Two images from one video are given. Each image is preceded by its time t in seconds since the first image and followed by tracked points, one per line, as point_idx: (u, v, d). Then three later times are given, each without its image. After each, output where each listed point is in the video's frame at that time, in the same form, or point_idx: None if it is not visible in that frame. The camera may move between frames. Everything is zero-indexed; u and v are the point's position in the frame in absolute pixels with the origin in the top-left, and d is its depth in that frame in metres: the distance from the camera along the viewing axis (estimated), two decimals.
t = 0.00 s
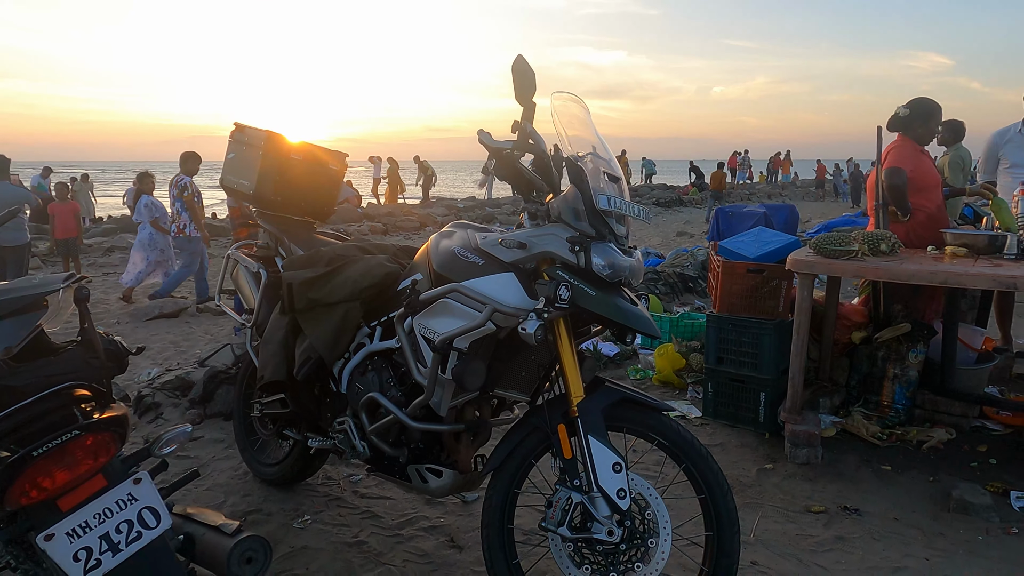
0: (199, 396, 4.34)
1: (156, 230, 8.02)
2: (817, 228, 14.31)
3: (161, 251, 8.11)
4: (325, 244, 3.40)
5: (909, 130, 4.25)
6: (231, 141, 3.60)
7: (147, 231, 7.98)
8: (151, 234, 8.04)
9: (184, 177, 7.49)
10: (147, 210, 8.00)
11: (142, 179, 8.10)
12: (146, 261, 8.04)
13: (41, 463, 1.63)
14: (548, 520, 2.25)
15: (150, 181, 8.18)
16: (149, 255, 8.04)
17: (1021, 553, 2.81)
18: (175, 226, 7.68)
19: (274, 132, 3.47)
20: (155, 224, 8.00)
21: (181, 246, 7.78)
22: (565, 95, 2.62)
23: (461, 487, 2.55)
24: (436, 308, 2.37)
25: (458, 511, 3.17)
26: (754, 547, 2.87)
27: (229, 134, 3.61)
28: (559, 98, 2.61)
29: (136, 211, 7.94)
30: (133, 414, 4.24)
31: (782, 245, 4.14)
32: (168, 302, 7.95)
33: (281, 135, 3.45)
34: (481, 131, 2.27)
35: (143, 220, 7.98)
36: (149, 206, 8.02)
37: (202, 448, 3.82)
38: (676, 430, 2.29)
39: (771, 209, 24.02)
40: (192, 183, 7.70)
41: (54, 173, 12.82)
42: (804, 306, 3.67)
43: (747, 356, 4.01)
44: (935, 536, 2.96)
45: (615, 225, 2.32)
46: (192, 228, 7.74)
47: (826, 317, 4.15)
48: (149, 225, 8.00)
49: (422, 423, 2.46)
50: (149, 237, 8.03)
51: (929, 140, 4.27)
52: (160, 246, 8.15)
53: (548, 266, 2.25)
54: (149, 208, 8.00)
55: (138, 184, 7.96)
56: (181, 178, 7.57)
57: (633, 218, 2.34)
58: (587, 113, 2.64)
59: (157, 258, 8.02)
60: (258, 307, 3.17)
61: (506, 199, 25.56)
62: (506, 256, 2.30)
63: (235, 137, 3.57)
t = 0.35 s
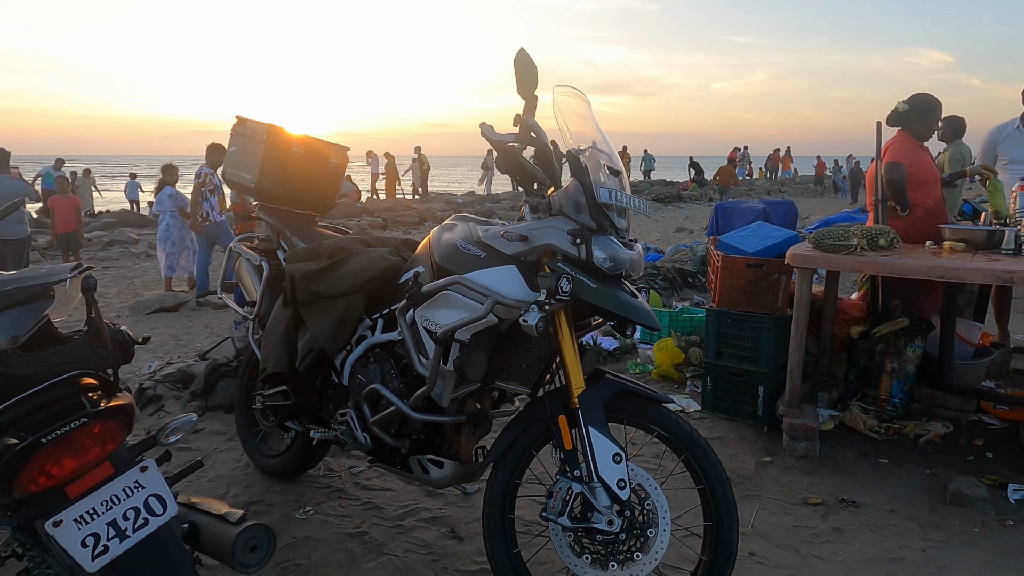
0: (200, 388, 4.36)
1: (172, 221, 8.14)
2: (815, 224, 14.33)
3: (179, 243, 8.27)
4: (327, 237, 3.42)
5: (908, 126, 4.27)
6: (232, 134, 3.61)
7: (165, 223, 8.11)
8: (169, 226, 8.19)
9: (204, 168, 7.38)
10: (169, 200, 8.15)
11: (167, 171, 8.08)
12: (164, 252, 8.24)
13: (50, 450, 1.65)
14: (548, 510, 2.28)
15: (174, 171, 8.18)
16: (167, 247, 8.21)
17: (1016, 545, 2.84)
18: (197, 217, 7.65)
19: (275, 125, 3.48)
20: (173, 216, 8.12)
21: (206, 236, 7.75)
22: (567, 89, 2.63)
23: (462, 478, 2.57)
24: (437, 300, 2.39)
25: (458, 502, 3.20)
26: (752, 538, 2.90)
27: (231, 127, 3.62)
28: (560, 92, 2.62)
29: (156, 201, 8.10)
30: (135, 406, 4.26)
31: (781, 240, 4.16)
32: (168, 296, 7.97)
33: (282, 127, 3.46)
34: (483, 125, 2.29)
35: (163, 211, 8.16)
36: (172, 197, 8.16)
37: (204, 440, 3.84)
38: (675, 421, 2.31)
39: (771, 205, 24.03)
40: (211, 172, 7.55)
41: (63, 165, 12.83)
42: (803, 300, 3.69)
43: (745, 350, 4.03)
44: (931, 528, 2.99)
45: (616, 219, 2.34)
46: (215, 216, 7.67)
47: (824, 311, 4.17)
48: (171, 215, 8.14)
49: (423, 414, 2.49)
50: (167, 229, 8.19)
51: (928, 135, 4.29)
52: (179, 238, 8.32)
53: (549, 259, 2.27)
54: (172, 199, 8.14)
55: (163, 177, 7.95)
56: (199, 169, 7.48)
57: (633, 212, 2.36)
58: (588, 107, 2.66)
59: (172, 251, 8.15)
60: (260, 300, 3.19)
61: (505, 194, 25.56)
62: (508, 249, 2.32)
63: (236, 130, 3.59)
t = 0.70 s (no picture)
0: (201, 381, 4.38)
1: (195, 214, 8.34)
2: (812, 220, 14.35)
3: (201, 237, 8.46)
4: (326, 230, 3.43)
5: (905, 122, 4.29)
6: (232, 128, 3.63)
7: (188, 216, 8.31)
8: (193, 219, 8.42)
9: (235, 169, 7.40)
10: (193, 193, 8.39)
11: (190, 165, 8.11)
12: (187, 245, 8.44)
13: (57, 437, 1.68)
14: (546, 500, 2.30)
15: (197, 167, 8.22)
16: (190, 239, 8.41)
17: (1008, 535, 2.88)
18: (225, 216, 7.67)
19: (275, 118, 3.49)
20: (196, 209, 8.34)
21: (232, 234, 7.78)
22: (566, 84, 2.65)
23: (461, 468, 2.59)
24: (437, 292, 2.41)
25: (457, 493, 3.23)
26: (748, 529, 2.93)
27: (230, 121, 3.63)
28: (560, 86, 2.64)
29: (181, 194, 8.34)
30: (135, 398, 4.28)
31: (778, 235, 4.19)
32: (167, 291, 7.98)
33: (281, 121, 3.47)
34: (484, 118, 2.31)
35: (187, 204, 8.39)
36: (195, 190, 8.41)
37: (204, 433, 3.87)
38: (672, 412, 2.33)
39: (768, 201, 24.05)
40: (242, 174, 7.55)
41: (62, 161, 12.79)
42: (799, 294, 3.71)
43: (742, 343, 4.06)
44: (925, 519, 3.02)
45: (614, 211, 2.36)
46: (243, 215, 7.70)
47: (821, 306, 4.20)
48: (195, 209, 8.30)
49: (423, 405, 2.51)
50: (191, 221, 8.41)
51: (924, 131, 4.31)
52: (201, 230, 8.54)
53: (548, 251, 2.29)
54: (196, 191, 8.35)
55: (187, 171, 7.99)
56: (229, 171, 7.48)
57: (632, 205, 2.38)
58: (587, 101, 2.68)
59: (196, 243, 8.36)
60: (260, 293, 3.21)
61: (503, 190, 25.54)
62: (507, 242, 2.34)
63: (236, 123, 3.60)
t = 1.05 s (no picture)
0: (199, 374, 4.40)
1: (209, 207, 8.29)
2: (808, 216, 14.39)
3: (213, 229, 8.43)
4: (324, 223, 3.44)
5: (899, 117, 4.32)
6: (230, 121, 3.64)
7: (201, 209, 8.25)
8: (206, 212, 8.38)
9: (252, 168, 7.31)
10: (208, 186, 8.34)
11: (207, 160, 8.04)
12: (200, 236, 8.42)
13: (60, 424, 1.70)
14: (543, 489, 2.32)
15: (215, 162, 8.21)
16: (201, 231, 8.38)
17: (999, 525, 2.92)
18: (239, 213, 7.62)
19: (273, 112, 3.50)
20: (209, 202, 8.27)
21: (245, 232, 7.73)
22: (563, 77, 2.67)
23: (459, 459, 2.62)
24: (435, 284, 2.43)
25: (454, 485, 3.25)
26: (742, 519, 2.96)
27: (229, 115, 3.64)
28: (558, 80, 2.66)
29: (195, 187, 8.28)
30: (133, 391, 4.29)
31: (773, 229, 4.21)
32: (164, 285, 7.97)
33: (280, 115, 3.48)
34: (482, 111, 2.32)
35: (202, 197, 8.34)
36: (211, 182, 8.34)
37: (202, 425, 3.88)
38: (668, 403, 2.36)
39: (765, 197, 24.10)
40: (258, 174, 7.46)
41: (56, 154, 12.71)
42: (794, 288, 3.74)
43: (738, 337, 4.09)
44: (917, 509, 3.06)
45: (611, 204, 2.38)
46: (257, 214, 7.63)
47: (816, 299, 4.23)
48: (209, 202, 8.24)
49: (421, 395, 2.53)
50: (204, 214, 8.38)
51: (919, 127, 4.34)
52: (214, 223, 8.52)
53: (545, 243, 2.31)
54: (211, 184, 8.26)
55: (204, 165, 7.92)
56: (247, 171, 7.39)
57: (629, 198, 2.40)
58: (584, 95, 2.70)
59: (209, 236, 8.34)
60: (258, 286, 3.23)
61: (500, 186, 25.54)
62: (505, 234, 2.36)
63: (234, 117, 3.61)
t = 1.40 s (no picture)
0: (194, 369, 4.41)
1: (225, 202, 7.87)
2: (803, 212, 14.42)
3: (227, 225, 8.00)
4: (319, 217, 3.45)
5: (892, 114, 4.35)
6: (225, 116, 3.64)
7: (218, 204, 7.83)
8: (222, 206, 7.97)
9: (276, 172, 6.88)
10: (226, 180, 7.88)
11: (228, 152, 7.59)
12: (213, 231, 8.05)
13: (56, 414, 1.71)
14: (536, 481, 2.35)
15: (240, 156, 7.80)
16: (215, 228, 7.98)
17: (987, 517, 2.95)
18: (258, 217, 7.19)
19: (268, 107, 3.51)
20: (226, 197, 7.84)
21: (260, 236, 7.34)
22: (557, 72, 2.68)
23: (453, 452, 2.64)
24: (429, 277, 2.45)
25: (449, 478, 3.28)
26: (733, 511, 2.99)
27: (224, 110, 3.65)
28: (551, 75, 2.67)
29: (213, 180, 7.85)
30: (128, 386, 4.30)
31: (766, 225, 4.24)
32: (159, 281, 7.96)
33: (274, 109, 3.49)
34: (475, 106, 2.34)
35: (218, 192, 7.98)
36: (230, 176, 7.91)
37: (198, 419, 3.90)
38: (659, 396, 2.38)
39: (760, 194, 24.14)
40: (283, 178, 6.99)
41: (68, 147, 12.74)
42: (786, 283, 3.77)
43: (731, 332, 4.12)
44: (906, 501, 3.09)
45: (603, 199, 2.40)
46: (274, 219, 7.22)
47: (808, 294, 4.26)
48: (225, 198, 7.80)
49: (415, 388, 2.55)
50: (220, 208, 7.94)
51: (911, 124, 4.37)
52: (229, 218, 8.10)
53: (538, 237, 2.33)
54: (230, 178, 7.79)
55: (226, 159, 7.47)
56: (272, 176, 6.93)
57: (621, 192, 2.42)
58: (577, 90, 2.71)
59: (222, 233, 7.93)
60: (253, 280, 3.24)
61: (496, 182, 25.51)
62: (498, 228, 2.38)
63: (230, 112, 3.62)
